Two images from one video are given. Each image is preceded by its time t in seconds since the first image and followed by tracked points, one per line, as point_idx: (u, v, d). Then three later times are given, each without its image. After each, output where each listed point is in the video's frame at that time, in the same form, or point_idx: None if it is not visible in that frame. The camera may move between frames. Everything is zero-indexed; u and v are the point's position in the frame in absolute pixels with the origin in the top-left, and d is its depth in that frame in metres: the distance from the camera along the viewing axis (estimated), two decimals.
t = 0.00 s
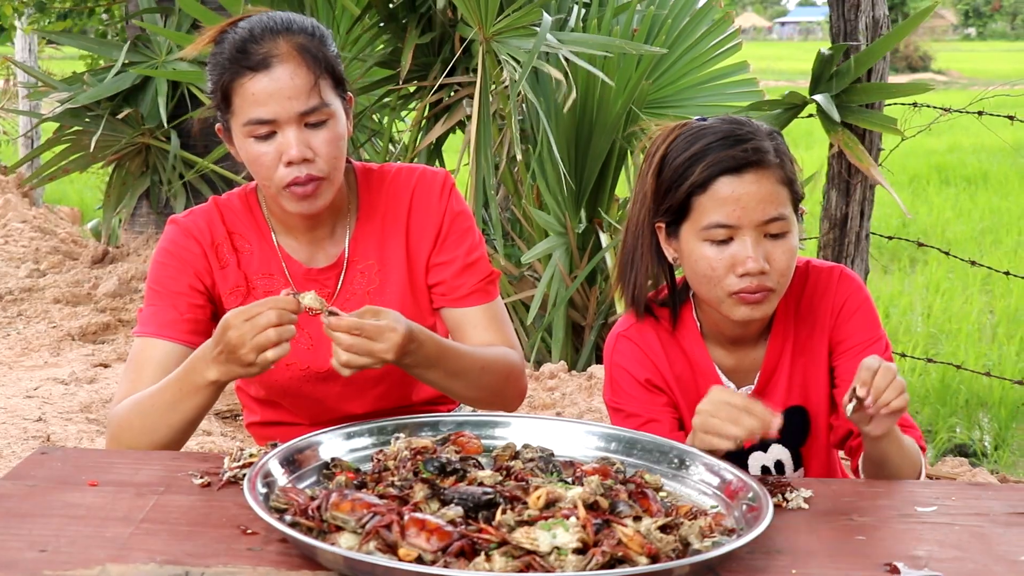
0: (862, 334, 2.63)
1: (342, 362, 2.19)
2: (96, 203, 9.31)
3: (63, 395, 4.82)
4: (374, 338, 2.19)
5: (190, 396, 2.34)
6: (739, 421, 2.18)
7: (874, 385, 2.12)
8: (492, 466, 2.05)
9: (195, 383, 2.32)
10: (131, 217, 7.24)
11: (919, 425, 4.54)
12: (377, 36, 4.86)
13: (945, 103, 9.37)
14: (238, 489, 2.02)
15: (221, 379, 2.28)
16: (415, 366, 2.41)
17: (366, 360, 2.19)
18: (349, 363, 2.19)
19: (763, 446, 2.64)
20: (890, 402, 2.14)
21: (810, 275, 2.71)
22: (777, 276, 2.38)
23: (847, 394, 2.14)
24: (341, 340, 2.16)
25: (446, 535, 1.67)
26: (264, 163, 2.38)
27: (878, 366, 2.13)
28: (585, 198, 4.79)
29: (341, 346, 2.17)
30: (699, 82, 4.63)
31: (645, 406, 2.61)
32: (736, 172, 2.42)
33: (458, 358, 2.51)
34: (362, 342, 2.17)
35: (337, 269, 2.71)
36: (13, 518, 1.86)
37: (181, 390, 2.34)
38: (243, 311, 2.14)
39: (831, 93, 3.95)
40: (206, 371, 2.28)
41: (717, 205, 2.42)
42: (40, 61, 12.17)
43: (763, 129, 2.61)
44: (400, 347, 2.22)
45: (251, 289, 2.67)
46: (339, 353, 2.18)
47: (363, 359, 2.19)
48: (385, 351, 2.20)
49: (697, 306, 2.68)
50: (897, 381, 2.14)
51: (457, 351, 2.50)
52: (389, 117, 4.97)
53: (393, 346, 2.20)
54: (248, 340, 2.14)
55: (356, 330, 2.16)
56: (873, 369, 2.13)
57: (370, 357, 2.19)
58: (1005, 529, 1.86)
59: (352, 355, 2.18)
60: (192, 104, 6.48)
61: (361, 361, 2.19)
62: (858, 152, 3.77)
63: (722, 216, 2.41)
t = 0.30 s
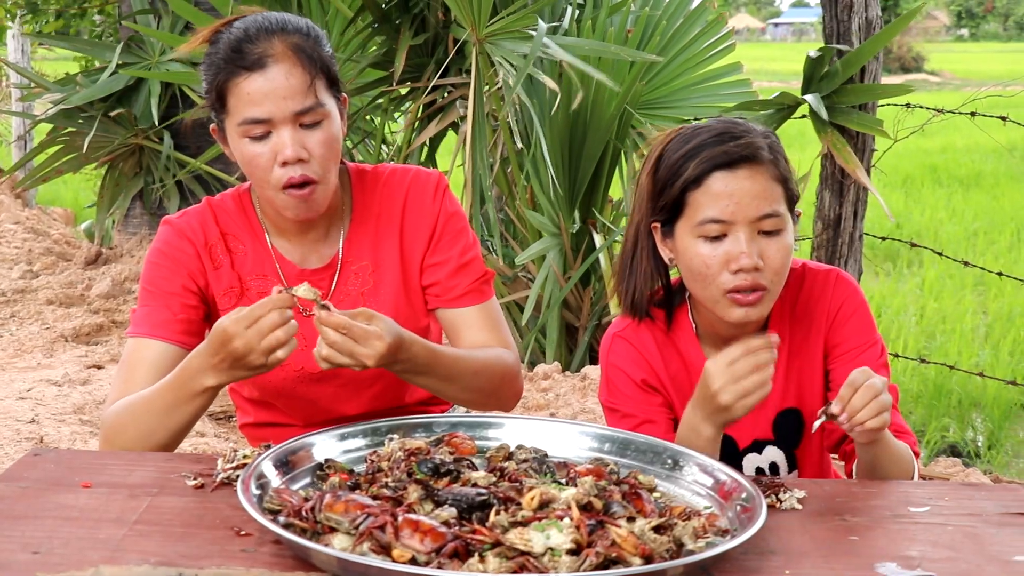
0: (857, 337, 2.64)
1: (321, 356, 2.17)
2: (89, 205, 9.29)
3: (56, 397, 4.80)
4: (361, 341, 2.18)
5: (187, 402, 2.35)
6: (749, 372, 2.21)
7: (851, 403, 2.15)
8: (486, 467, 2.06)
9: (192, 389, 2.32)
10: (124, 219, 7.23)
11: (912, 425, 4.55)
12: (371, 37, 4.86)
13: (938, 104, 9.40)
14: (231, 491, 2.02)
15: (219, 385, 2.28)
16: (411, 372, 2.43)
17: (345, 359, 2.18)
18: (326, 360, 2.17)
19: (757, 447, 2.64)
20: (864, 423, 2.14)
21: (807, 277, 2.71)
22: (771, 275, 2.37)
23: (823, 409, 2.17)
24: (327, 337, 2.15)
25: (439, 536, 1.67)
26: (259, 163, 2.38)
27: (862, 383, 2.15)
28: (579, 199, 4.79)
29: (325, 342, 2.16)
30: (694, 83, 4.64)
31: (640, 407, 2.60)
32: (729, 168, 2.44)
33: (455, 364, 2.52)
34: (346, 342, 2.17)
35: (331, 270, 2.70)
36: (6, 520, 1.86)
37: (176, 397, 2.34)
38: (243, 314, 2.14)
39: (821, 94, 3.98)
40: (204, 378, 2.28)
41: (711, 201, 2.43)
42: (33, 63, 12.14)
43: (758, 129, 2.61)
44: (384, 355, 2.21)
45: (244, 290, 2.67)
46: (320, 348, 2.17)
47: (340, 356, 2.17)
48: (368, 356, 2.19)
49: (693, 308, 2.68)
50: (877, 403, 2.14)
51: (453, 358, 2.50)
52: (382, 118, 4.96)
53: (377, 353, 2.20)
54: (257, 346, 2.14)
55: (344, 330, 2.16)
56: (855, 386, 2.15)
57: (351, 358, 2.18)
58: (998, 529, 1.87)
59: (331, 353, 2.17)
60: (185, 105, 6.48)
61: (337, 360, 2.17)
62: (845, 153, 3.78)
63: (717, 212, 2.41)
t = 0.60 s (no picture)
0: (853, 340, 2.63)
1: (361, 359, 2.18)
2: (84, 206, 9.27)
3: (50, 398, 4.80)
4: (378, 326, 2.18)
5: (173, 401, 2.33)
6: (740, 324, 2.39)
7: (840, 403, 2.15)
8: (481, 468, 2.06)
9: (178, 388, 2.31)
10: (118, 220, 7.23)
11: (906, 426, 4.56)
12: (365, 37, 4.86)
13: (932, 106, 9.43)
14: (225, 492, 2.02)
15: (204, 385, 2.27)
16: (436, 355, 2.42)
17: (383, 348, 2.18)
18: (369, 358, 2.18)
19: (753, 450, 2.64)
20: (853, 423, 2.14)
21: (802, 280, 2.72)
22: (759, 274, 2.38)
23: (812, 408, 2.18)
24: (350, 340, 2.15)
25: (434, 538, 1.66)
26: (252, 163, 2.37)
27: (852, 383, 2.17)
28: (573, 199, 4.78)
29: (354, 346, 2.16)
30: (688, 84, 4.66)
31: (635, 409, 2.61)
32: (718, 164, 2.44)
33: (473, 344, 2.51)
34: (370, 334, 2.16)
35: (325, 270, 2.70)
36: None
37: (163, 395, 2.33)
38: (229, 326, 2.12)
39: (815, 95, 4.00)
40: (188, 377, 2.27)
41: (700, 198, 2.43)
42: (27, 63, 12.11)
43: (751, 130, 2.61)
44: (408, 325, 2.21)
45: (238, 291, 2.67)
46: (354, 353, 2.17)
47: (376, 348, 2.17)
48: (396, 331, 2.18)
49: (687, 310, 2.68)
50: (868, 404, 2.14)
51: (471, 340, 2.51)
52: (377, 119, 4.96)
53: (399, 323, 2.19)
54: (235, 353, 2.12)
55: (357, 325, 2.15)
56: (845, 386, 2.16)
57: (386, 343, 2.18)
58: (992, 530, 1.87)
59: (371, 350, 2.17)
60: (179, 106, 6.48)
61: (376, 351, 2.17)
62: (836, 152, 3.78)
63: (705, 208, 2.41)
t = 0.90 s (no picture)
0: (849, 340, 2.64)
1: (371, 366, 2.16)
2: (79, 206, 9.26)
3: (45, 398, 4.79)
4: (373, 329, 2.18)
5: (173, 396, 2.33)
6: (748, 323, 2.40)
7: (836, 401, 2.16)
8: (476, 468, 2.06)
9: (178, 383, 2.31)
10: (113, 220, 7.22)
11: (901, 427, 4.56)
12: (360, 38, 4.86)
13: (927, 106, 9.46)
14: (221, 492, 2.02)
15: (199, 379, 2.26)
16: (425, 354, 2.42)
17: (388, 347, 2.19)
18: (378, 362, 2.17)
19: (748, 450, 2.64)
20: (849, 421, 2.14)
21: (798, 280, 2.72)
22: (746, 277, 2.39)
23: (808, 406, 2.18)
24: (356, 350, 2.15)
25: (429, 538, 1.66)
26: (251, 164, 2.37)
27: (849, 382, 2.17)
28: (569, 200, 4.79)
29: (360, 354, 2.16)
30: (684, 84, 4.66)
31: (630, 409, 2.61)
32: (709, 165, 2.45)
33: (460, 344, 2.52)
34: (372, 340, 2.16)
35: (321, 270, 2.70)
36: None
37: (164, 390, 2.33)
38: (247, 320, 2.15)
39: (811, 95, 4.00)
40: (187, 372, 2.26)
41: (689, 198, 2.43)
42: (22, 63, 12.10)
43: (750, 131, 2.61)
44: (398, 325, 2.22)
45: (234, 291, 2.67)
46: (363, 361, 2.16)
47: (383, 350, 2.18)
48: (393, 330, 2.20)
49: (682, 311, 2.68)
50: (863, 402, 2.15)
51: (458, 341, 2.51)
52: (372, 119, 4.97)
53: (390, 320, 2.21)
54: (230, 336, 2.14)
55: (357, 333, 2.15)
56: (842, 384, 2.17)
57: (388, 342, 2.19)
58: (987, 531, 1.87)
59: (380, 352, 2.17)
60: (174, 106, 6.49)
61: (383, 353, 2.17)
62: (827, 150, 3.78)
63: (695, 209, 2.41)
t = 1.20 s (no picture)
0: (845, 340, 2.65)
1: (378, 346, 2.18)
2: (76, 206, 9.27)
3: (42, 399, 4.79)
4: (364, 314, 2.19)
5: (177, 397, 2.33)
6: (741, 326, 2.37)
7: (832, 399, 2.16)
8: (473, 469, 2.06)
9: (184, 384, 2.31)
10: (111, 220, 7.22)
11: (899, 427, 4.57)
12: (358, 39, 4.86)
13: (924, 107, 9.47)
14: (218, 493, 2.02)
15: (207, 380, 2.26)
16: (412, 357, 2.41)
17: (385, 327, 2.21)
18: (383, 341, 2.19)
19: (745, 451, 2.64)
20: (845, 419, 2.15)
21: (794, 280, 2.72)
22: (745, 279, 2.38)
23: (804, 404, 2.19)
24: (358, 337, 2.15)
25: (426, 539, 1.66)
26: (249, 165, 2.37)
27: (845, 379, 2.17)
28: (566, 200, 4.79)
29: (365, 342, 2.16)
30: (681, 85, 4.67)
31: (627, 410, 2.61)
32: (707, 167, 2.45)
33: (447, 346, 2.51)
34: (368, 324, 2.18)
35: (319, 271, 2.70)
36: None
37: (169, 390, 2.33)
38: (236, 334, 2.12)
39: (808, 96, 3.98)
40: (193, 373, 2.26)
41: (688, 201, 2.43)
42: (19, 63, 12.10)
43: (748, 131, 2.62)
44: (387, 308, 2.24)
45: (232, 292, 2.67)
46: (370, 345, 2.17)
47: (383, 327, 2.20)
48: (382, 309, 2.22)
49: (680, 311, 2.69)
50: (859, 400, 2.15)
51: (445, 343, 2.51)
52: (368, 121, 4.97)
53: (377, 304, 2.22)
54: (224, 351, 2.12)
55: (351, 324, 2.16)
56: (838, 381, 2.17)
57: (383, 322, 2.21)
58: (984, 531, 1.88)
59: (380, 330, 2.19)
60: (172, 106, 6.49)
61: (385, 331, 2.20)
62: (831, 155, 3.76)
63: (693, 211, 2.41)
